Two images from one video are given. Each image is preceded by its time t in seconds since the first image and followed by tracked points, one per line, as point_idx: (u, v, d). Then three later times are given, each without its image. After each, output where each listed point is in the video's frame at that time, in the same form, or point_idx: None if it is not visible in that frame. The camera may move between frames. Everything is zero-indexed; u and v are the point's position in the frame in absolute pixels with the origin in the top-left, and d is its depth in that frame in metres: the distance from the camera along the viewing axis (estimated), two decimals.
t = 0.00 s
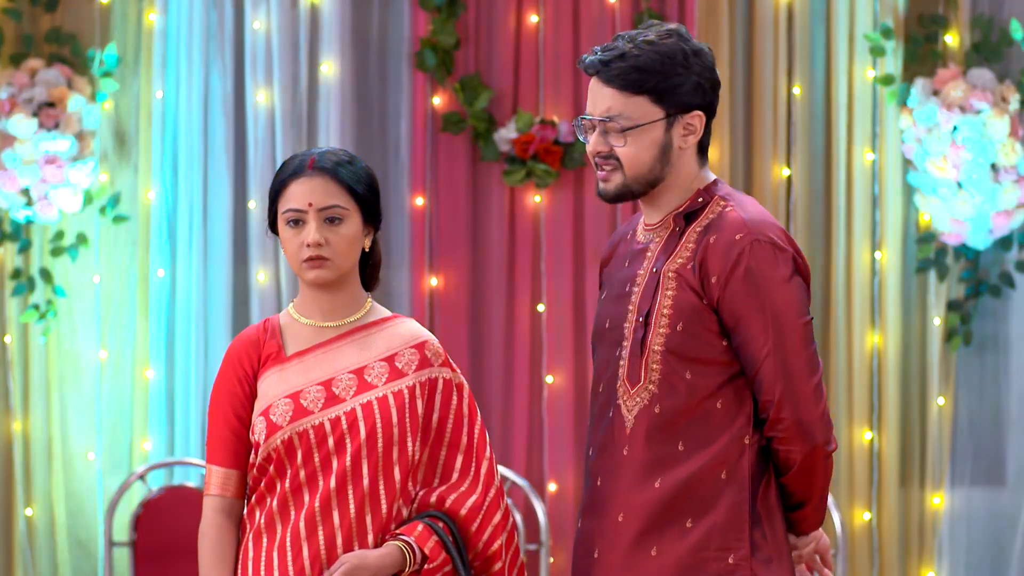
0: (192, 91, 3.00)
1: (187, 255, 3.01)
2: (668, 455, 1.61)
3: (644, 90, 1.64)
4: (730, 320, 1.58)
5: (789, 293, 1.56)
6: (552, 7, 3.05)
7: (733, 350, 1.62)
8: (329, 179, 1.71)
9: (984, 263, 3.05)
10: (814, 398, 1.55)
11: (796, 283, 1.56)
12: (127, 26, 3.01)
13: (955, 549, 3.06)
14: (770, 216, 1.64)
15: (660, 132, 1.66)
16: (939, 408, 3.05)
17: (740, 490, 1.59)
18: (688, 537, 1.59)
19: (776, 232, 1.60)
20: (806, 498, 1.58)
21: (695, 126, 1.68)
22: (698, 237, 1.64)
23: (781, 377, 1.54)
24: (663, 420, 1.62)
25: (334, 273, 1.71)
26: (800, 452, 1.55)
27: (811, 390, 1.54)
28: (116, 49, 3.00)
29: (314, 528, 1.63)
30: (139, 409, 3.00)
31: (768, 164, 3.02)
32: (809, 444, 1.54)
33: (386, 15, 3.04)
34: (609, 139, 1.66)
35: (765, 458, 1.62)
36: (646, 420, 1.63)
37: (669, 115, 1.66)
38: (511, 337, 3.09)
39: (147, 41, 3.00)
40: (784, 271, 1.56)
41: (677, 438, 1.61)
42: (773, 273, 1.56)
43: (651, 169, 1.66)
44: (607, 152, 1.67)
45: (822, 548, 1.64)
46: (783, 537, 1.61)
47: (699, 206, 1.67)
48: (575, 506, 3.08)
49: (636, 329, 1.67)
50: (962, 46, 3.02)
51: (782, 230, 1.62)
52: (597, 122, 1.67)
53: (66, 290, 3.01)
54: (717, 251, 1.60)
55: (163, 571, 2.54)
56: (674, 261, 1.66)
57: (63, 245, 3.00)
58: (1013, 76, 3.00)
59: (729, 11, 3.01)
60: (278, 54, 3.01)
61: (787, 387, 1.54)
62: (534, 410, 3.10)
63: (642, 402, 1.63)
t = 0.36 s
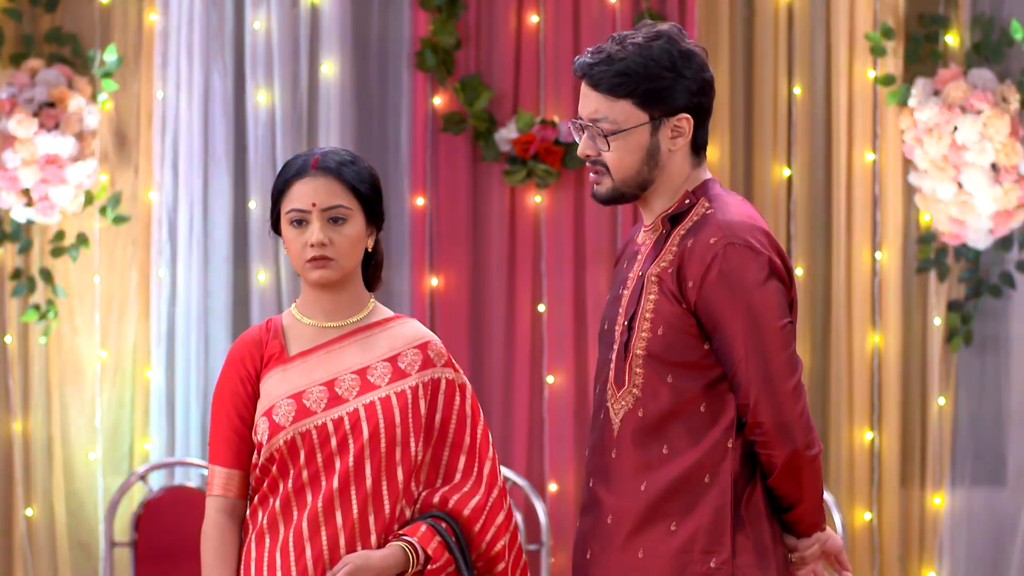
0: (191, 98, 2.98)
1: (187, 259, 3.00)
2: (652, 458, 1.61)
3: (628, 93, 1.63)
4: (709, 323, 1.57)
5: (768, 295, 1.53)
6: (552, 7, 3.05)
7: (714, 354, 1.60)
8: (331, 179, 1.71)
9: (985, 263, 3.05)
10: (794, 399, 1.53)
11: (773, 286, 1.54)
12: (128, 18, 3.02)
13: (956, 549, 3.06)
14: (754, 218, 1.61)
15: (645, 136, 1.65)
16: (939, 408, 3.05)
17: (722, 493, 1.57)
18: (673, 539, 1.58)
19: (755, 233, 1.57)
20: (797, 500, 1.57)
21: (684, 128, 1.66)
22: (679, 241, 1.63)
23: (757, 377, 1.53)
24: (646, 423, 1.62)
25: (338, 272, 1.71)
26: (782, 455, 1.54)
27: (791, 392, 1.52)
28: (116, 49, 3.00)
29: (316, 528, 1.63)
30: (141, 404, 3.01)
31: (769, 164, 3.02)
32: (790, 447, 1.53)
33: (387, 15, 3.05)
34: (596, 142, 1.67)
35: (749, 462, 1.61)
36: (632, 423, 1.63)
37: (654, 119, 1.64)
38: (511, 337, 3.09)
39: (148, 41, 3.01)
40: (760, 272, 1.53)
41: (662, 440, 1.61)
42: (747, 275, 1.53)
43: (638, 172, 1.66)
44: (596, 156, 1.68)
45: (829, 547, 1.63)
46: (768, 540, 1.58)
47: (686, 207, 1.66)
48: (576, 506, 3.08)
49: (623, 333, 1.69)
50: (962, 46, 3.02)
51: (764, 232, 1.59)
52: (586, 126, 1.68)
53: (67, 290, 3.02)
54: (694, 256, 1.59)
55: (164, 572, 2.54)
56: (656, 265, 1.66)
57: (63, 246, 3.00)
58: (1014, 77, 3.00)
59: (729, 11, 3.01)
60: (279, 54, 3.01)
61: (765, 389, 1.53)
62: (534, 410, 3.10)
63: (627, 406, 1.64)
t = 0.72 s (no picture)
0: (194, 97, 3.00)
1: (189, 256, 3.01)
2: (644, 460, 1.62)
3: (618, 100, 1.63)
4: (694, 323, 1.56)
5: (752, 295, 1.51)
6: (554, 7, 3.05)
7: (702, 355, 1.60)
8: (351, 176, 1.73)
9: (987, 262, 3.04)
10: (779, 399, 1.50)
11: (756, 286, 1.52)
12: (130, 21, 3.01)
13: (957, 549, 3.06)
14: (743, 219, 1.60)
15: (638, 140, 1.65)
16: (941, 408, 3.05)
17: (713, 495, 1.57)
18: (666, 540, 1.59)
19: (739, 234, 1.56)
20: (793, 500, 1.54)
21: (678, 131, 1.66)
22: (667, 244, 1.64)
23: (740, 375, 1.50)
24: (639, 425, 1.63)
25: (361, 269, 1.72)
26: (771, 456, 1.51)
27: (777, 390, 1.50)
28: (118, 49, 3.00)
29: (322, 528, 1.63)
30: (140, 408, 3.00)
31: (771, 164, 3.02)
32: (777, 447, 1.50)
33: (388, 15, 3.04)
34: (591, 148, 1.69)
35: (741, 463, 1.59)
36: (626, 425, 1.64)
37: (645, 124, 1.64)
38: (512, 337, 3.09)
39: (149, 41, 3.00)
40: (740, 272, 1.52)
41: (654, 442, 1.62)
42: (727, 274, 1.52)
43: (633, 176, 1.68)
44: (592, 162, 1.70)
45: (841, 544, 1.59)
46: (762, 541, 1.57)
47: (676, 208, 1.67)
48: (577, 506, 3.08)
49: (618, 335, 1.71)
50: (964, 46, 3.01)
51: (749, 230, 1.58)
52: (581, 132, 1.70)
53: (68, 290, 3.02)
54: (678, 259, 1.59)
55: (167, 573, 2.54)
56: (647, 267, 1.67)
57: (63, 245, 2.99)
58: (1016, 77, 3.00)
59: (732, 10, 3.01)
60: (281, 55, 3.01)
61: (748, 389, 1.50)
62: (535, 410, 3.10)
63: (621, 409, 1.66)
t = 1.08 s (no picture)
0: (196, 94, 3.02)
1: (191, 256, 3.02)
2: (650, 457, 1.63)
3: (634, 98, 1.63)
4: (705, 321, 1.56)
5: (766, 293, 1.51)
6: (556, 7, 3.05)
7: (712, 354, 1.60)
8: (381, 175, 1.77)
9: (989, 262, 3.03)
10: (789, 399, 1.50)
11: (770, 285, 1.52)
12: (131, 20, 3.02)
13: (959, 549, 3.05)
14: (756, 219, 1.60)
15: (653, 139, 1.65)
16: (943, 408, 3.05)
17: (717, 493, 1.58)
18: (669, 538, 1.59)
19: (754, 233, 1.56)
20: (797, 502, 1.54)
21: (692, 131, 1.65)
22: (680, 242, 1.64)
23: (752, 371, 1.50)
24: (646, 423, 1.63)
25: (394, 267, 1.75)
26: (778, 456, 1.51)
27: (786, 392, 1.50)
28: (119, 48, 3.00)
29: (333, 528, 1.65)
30: (142, 411, 3.01)
31: (773, 164, 3.02)
32: (784, 448, 1.50)
33: (390, 15, 3.05)
34: (606, 145, 1.69)
35: (747, 463, 1.61)
36: (633, 423, 1.64)
37: (661, 122, 1.64)
38: (514, 337, 3.09)
39: (150, 41, 3.01)
40: (755, 271, 1.51)
41: (660, 440, 1.62)
42: (741, 271, 1.52)
43: (646, 175, 1.67)
44: (605, 159, 1.70)
45: (841, 549, 1.61)
46: (763, 542, 1.58)
47: (691, 207, 1.66)
48: (580, 506, 3.08)
49: (628, 331, 1.70)
50: (966, 46, 3.01)
51: (764, 231, 1.58)
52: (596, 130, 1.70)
53: (70, 291, 3.02)
54: (692, 256, 1.59)
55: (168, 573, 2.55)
56: (659, 264, 1.66)
57: (65, 246, 2.98)
58: (1019, 77, 2.98)
59: (735, 10, 3.00)
60: (283, 55, 3.02)
61: (759, 389, 1.50)
62: (537, 410, 3.10)
63: (628, 405, 1.66)
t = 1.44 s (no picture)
0: (198, 95, 3.02)
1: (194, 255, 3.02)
2: (674, 456, 1.62)
3: (649, 105, 1.62)
4: (731, 320, 1.58)
5: (792, 293, 1.53)
6: (560, 7, 3.05)
7: (736, 351, 1.61)
8: (399, 176, 1.77)
9: (993, 262, 3.03)
10: (816, 396, 1.53)
11: (797, 283, 1.54)
12: (134, 20, 3.03)
13: (964, 550, 3.05)
14: (778, 216, 1.62)
15: (673, 142, 1.64)
16: (947, 408, 3.05)
17: (744, 491, 1.58)
18: (694, 536, 1.59)
19: (779, 232, 1.58)
20: (819, 498, 1.57)
21: (708, 127, 1.66)
22: (703, 238, 1.63)
23: (781, 365, 1.53)
24: (669, 422, 1.62)
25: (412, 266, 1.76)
26: (804, 452, 1.54)
27: (812, 389, 1.52)
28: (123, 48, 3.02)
29: (347, 528, 1.65)
30: (146, 409, 3.03)
31: (776, 164, 3.02)
32: (812, 445, 1.53)
33: (393, 14, 3.05)
34: (625, 159, 1.66)
35: (772, 460, 1.62)
36: (655, 423, 1.63)
37: (677, 124, 1.64)
38: (518, 336, 3.10)
39: (153, 42, 3.02)
40: (782, 271, 1.53)
41: (684, 439, 1.62)
42: (770, 272, 1.53)
43: (672, 179, 1.66)
44: (626, 172, 1.67)
45: (853, 547, 1.63)
46: (788, 539, 1.59)
47: (711, 206, 1.66)
48: (584, 507, 3.09)
49: (647, 331, 1.68)
50: (971, 46, 3.01)
51: (788, 230, 1.60)
52: (610, 145, 1.66)
53: (74, 290, 3.03)
54: (718, 253, 1.59)
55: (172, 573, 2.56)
56: (679, 262, 1.66)
57: (68, 245, 3.00)
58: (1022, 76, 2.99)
59: (738, 10, 3.01)
60: (286, 55, 3.03)
61: (788, 386, 1.53)
62: (541, 409, 3.11)
63: (651, 404, 1.64)
